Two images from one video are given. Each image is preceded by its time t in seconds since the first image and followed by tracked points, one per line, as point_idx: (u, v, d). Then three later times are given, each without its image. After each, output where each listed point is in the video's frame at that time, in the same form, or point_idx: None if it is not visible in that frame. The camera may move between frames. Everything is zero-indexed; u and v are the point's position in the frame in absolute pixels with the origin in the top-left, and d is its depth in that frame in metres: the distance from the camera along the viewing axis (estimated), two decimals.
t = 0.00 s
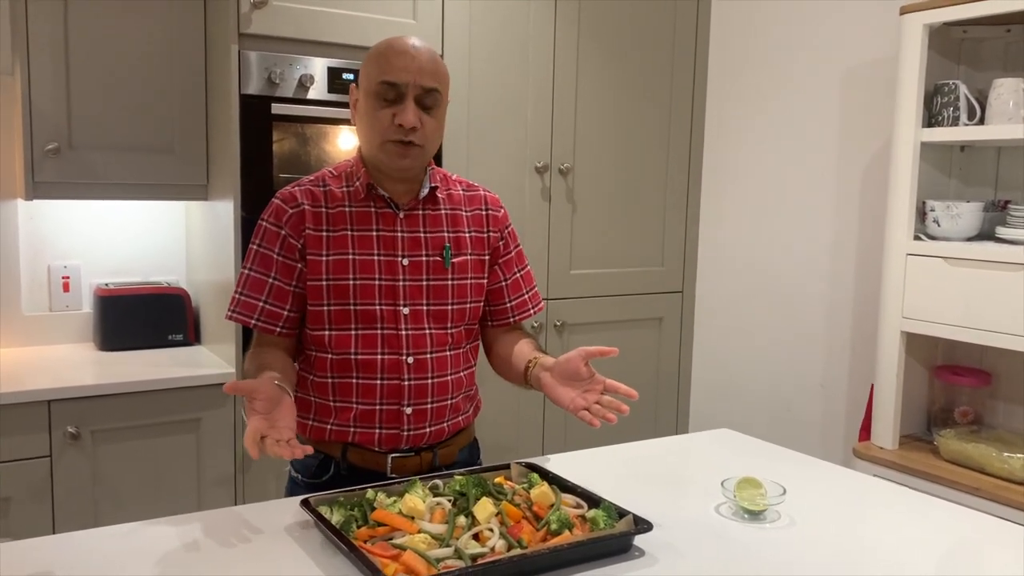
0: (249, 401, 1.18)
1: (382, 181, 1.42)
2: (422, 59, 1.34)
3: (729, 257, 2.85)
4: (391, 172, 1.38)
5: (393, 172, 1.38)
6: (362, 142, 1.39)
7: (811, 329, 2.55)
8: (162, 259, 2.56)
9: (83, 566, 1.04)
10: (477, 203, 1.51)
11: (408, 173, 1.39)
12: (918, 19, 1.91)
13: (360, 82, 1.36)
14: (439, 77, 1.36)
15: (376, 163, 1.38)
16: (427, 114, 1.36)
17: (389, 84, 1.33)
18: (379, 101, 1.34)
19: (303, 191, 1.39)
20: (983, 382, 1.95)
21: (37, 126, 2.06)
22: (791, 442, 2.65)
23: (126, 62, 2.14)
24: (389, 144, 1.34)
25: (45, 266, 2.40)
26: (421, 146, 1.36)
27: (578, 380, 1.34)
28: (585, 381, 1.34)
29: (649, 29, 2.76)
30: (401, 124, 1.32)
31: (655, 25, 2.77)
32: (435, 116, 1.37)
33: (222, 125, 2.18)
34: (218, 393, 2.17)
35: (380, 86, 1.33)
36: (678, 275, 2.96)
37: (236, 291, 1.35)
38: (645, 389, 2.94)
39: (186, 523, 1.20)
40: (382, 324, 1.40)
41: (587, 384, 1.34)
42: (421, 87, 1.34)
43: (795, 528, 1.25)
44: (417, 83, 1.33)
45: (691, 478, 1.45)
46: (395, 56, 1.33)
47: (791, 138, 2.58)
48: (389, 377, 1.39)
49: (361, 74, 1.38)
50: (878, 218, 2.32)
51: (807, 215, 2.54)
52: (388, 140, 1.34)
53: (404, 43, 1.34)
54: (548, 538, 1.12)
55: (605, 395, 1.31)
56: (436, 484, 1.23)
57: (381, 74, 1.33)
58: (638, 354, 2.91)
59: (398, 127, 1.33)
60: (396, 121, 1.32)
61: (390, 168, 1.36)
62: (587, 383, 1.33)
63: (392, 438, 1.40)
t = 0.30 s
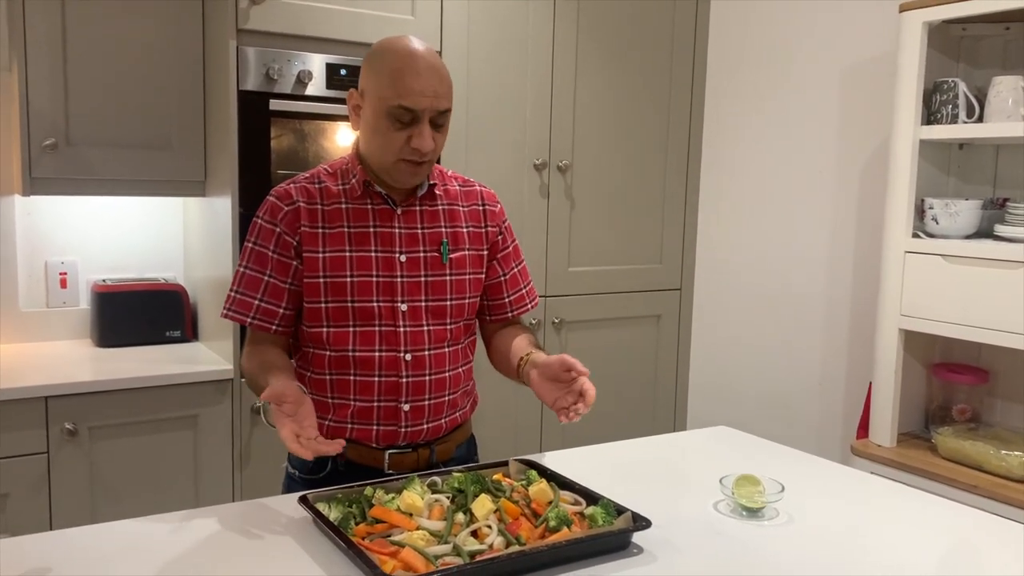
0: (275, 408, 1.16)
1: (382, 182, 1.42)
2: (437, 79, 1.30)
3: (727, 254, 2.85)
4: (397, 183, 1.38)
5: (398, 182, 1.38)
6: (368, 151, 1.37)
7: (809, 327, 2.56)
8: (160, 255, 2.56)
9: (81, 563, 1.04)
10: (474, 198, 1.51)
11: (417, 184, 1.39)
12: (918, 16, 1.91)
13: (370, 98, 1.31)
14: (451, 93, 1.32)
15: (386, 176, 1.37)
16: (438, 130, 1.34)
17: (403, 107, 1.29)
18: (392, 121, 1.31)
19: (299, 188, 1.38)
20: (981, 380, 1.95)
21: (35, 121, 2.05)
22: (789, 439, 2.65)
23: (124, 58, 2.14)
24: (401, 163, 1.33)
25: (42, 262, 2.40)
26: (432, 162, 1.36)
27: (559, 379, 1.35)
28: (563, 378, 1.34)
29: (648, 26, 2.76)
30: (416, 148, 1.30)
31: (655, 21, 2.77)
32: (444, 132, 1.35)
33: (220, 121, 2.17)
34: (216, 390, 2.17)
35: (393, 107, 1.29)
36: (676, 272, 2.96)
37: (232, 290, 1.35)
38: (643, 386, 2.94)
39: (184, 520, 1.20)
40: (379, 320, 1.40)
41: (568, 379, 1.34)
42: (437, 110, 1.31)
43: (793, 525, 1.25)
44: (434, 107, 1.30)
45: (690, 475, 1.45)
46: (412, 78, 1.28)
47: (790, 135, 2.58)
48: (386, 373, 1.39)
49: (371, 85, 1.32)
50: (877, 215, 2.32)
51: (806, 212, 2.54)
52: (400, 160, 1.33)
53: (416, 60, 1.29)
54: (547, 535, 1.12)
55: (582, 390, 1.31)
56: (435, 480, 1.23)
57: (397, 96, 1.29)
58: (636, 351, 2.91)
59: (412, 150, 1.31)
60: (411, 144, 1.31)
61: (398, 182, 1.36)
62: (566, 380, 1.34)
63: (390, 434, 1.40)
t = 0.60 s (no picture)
0: (292, 399, 1.15)
1: (379, 177, 1.41)
2: (441, 73, 1.31)
3: (726, 251, 2.85)
4: (396, 177, 1.38)
5: (398, 176, 1.38)
6: (368, 144, 1.36)
7: (808, 323, 2.56)
8: (158, 250, 2.56)
9: (78, 558, 1.04)
10: (471, 194, 1.50)
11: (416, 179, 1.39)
12: (918, 12, 1.90)
13: (373, 91, 1.31)
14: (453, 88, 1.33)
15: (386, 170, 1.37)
16: (439, 125, 1.35)
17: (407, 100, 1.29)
18: (395, 114, 1.31)
19: (296, 183, 1.38)
20: (980, 377, 1.96)
21: (33, 115, 2.05)
22: (787, 436, 2.65)
23: (121, 52, 2.13)
24: (403, 157, 1.33)
25: (40, 257, 2.39)
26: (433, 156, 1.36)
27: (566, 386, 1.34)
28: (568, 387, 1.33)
29: (647, 22, 2.75)
30: (419, 141, 1.31)
31: (654, 17, 2.76)
32: (445, 126, 1.36)
33: (218, 115, 2.17)
34: (214, 385, 2.16)
35: (396, 101, 1.30)
36: (675, 268, 2.96)
37: (228, 285, 1.35)
38: (642, 382, 2.94)
39: (181, 515, 1.19)
40: (377, 315, 1.40)
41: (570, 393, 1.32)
42: (440, 104, 1.32)
43: (791, 521, 1.26)
44: (437, 100, 1.31)
45: (688, 471, 1.45)
46: (416, 72, 1.29)
47: (789, 132, 2.58)
48: (385, 369, 1.39)
49: (373, 78, 1.32)
50: (875, 212, 2.32)
51: (805, 209, 2.54)
52: (402, 153, 1.33)
53: (419, 54, 1.30)
54: (544, 530, 1.12)
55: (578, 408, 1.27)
56: (432, 476, 1.23)
57: (401, 89, 1.29)
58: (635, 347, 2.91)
59: (415, 143, 1.31)
60: (414, 138, 1.31)
61: (398, 176, 1.36)
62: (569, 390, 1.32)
63: (389, 430, 1.39)
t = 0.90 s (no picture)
0: (279, 390, 1.15)
1: (382, 172, 1.41)
2: (443, 62, 1.32)
3: (727, 248, 2.85)
4: (400, 169, 1.37)
5: (402, 169, 1.37)
6: (372, 137, 1.36)
7: (809, 320, 2.55)
8: (159, 246, 2.56)
9: (80, 553, 1.04)
10: (473, 190, 1.50)
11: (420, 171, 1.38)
12: (920, 10, 1.90)
13: (376, 81, 1.32)
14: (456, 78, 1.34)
15: (390, 161, 1.36)
16: (442, 115, 1.35)
17: (410, 87, 1.30)
18: (399, 103, 1.31)
19: (296, 178, 1.39)
20: (982, 375, 1.97)
21: (34, 110, 2.04)
22: (787, 433, 2.65)
23: (123, 47, 2.13)
24: (408, 147, 1.33)
25: (41, 252, 2.39)
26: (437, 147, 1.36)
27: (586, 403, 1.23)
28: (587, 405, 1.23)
29: (649, 19, 2.75)
30: (423, 129, 1.31)
31: (656, 13, 2.76)
32: (448, 116, 1.36)
33: (220, 111, 2.17)
34: (215, 380, 2.17)
35: (400, 89, 1.30)
36: (676, 265, 2.96)
37: (227, 277, 1.36)
38: (642, 379, 2.94)
39: (183, 510, 1.19)
40: (374, 311, 1.40)
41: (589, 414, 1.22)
42: (443, 92, 1.32)
43: (792, 518, 1.26)
44: (440, 88, 1.31)
45: (689, 468, 1.45)
46: (419, 59, 1.29)
47: (792, 129, 2.57)
48: (380, 365, 1.39)
49: (376, 69, 1.33)
50: (877, 209, 2.32)
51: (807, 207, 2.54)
52: (407, 143, 1.32)
53: (422, 42, 1.31)
54: (546, 526, 1.12)
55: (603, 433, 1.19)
56: (434, 472, 1.23)
57: (404, 77, 1.30)
58: (636, 344, 2.91)
59: (419, 132, 1.31)
60: (418, 126, 1.31)
61: (403, 167, 1.35)
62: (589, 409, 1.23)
63: (385, 426, 1.39)
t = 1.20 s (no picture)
0: (256, 395, 1.15)
1: (389, 166, 1.40)
2: (445, 46, 1.33)
3: (729, 247, 2.85)
4: (404, 158, 1.36)
5: (406, 158, 1.36)
6: (376, 127, 1.37)
7: (811, 320, 2.55)
8: (162, 243, 2.56)
9: (84, 551, 1.04)
10: (481, 192, 1.50)
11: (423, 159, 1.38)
12: (924, 10, 1.90)
13: (377, 68, 1.34)
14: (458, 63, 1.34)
15: (393, 150, 1.36)
16: (445, 101, 1.35)
17: (410, 69, 1.31)
18: (400, 86, 1.32)
19: (303, 176, 1.39)
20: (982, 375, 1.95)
21: (38, 107, 2.04)
22: (789, 433, 2.65)
23: (127, 45, 2.13)
24: (409, 130, 1.32)
25: (45, 249, 2.40)
26: (439, 132, 1.35)
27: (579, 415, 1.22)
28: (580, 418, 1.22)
29: (653, 18, 2.75)
30: (423, 110, 1.30)
31: (660, 12, 2.76)
32: (452, 102, 1.36)
33: (223, 108, 2.17)
34: (218, 378, 2.17)
35: (400, 72, 1.31)
36: (678, 264, 2.96)
37: (232, 273, 1.37)
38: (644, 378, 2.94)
39: (187, 508, 1.20)
40: (376, 312, 1.40)
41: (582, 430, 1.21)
42: (444, 75, 1.32)
43: (794, 518, 1.26)
44: (440, 70, 1.32)
45: (691, 467, 1.45)
46: (419, 42, 1.31)
47: (796, 128, 2.57)
48: (382, 366, 1.39)
49: (378, 57, 1.35)
50: (880, 209, 2.32)
51: (809, 206, 2.54)
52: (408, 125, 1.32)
53: (424, 27, 1.32)
54: (548, 525, 1.12)
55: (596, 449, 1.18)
56: (436, 470, 1.23)
57: (404, 59, 1.31)
58: (638, 343, 2.91)
59: (419, 114, 1.31)
60: (418, 107, 1.31)
61: (406, 154, 1.35)
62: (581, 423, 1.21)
63: (385, 427, 1.39)
